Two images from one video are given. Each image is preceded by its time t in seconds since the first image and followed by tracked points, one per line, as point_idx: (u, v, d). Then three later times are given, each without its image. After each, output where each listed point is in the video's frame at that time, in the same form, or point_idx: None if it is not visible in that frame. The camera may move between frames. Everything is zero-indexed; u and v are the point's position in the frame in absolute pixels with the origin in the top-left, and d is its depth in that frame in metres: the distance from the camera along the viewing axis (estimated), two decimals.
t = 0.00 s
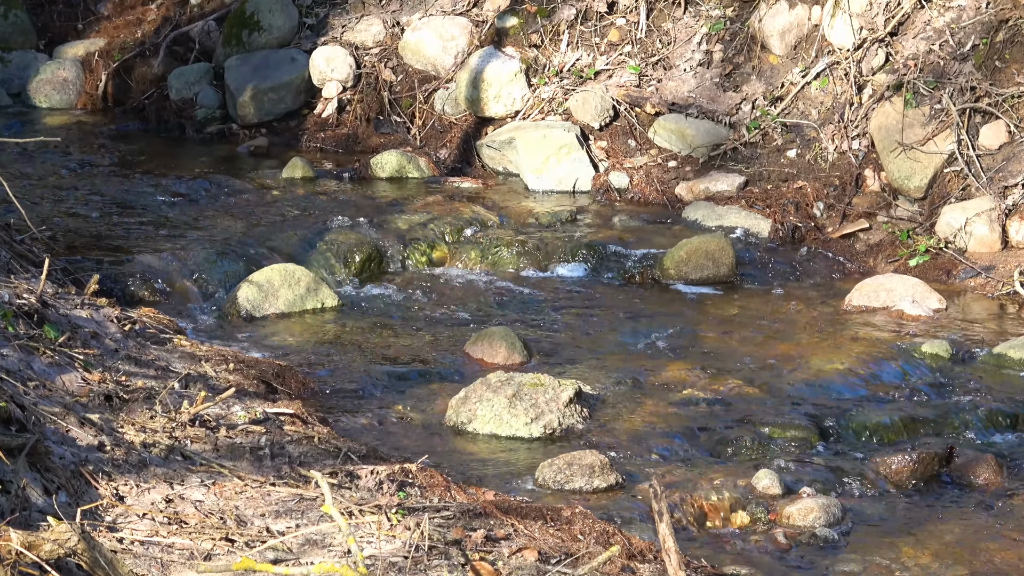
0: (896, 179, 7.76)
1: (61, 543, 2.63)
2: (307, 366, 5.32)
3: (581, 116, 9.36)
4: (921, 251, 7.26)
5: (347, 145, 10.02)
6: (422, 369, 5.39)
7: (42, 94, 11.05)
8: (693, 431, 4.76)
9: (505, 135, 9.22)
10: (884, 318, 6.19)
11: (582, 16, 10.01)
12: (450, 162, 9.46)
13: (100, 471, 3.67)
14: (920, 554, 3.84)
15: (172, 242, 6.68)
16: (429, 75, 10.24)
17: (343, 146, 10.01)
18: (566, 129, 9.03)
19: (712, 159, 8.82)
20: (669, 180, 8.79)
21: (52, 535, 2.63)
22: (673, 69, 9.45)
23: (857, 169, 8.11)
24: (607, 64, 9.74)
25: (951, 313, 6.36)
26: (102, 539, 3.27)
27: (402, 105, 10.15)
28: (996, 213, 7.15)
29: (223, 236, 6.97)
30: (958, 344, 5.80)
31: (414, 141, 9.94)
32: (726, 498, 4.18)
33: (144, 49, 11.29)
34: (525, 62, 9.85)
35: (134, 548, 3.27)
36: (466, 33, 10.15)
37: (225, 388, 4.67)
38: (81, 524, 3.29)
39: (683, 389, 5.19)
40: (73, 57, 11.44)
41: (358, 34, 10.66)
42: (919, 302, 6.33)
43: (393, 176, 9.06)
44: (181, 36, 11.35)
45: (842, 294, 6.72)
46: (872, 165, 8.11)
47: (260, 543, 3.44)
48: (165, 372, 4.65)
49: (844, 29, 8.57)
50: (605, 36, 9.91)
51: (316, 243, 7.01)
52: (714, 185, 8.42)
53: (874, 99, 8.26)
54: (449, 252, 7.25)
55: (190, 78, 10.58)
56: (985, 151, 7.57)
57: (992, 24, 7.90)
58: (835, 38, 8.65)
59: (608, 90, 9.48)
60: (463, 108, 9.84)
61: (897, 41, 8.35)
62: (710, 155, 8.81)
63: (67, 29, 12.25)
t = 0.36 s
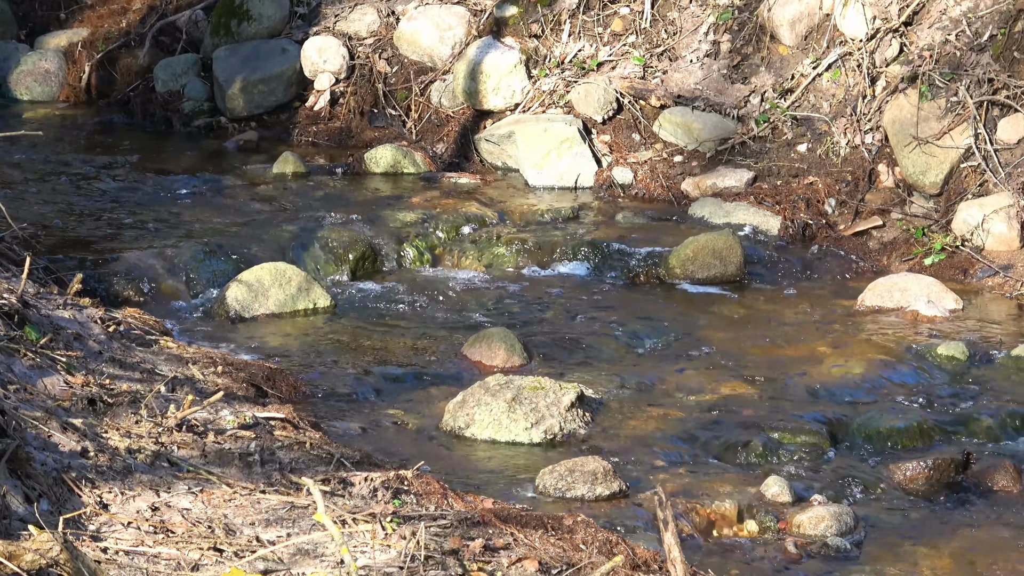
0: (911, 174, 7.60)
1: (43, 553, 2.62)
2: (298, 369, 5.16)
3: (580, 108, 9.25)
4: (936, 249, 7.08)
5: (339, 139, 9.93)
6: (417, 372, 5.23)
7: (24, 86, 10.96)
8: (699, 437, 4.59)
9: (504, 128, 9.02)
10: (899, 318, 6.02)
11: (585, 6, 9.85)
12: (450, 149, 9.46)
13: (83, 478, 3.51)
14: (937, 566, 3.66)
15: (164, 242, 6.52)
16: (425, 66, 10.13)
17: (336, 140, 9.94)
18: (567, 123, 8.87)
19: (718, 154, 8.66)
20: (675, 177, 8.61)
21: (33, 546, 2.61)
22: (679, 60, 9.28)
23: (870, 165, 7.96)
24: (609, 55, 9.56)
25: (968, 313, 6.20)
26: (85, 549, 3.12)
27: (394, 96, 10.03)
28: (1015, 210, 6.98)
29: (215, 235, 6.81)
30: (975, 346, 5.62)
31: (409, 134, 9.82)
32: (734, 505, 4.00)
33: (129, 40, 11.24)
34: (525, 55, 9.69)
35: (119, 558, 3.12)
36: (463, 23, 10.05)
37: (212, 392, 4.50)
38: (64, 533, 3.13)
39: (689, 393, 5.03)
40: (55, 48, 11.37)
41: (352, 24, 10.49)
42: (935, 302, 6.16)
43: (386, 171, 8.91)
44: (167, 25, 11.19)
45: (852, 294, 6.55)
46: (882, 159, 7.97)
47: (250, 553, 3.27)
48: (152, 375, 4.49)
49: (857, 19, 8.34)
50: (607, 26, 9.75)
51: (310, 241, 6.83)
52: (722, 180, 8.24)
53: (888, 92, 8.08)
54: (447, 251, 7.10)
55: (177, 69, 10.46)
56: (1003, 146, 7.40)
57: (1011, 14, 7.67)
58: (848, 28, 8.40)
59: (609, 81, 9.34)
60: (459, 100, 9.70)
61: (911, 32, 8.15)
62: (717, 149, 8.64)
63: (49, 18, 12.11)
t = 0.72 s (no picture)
0: (926, 170, 7.44)
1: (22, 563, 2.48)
2: (290, 374, 5.00)
3: (585, 102, 9.08)
4: (954, 247, 6.91)
5: (331, 133, 9.74)
6: (413, 375, 5.07)
7: (3, 78, 10.79)
8: (704, 443, 4.43)
9: (503, 122, 8.89)
10: (913, 320, 5.85)
11: None
12: (446, 143, 9.22)
13: (65, 486, 3.35)
14: None
15: (154, 241, 6.36)
16: (420, 58, 9.93)
17: (328, 134, 9.75)
18: (568, 117, 8.73)
19: (724, 148, 8.45)
20: (680, 173, 8.43)
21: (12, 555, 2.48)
22: (685, 51, 9.10)
23: (881, 160, 7.81)
24: (613, 46, 9.40)
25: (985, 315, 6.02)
26: (67, 559, 2.96)
27: (389, 89, 9.85)
28: None
29: (207, 235, 6.65)
30: (993, 348, 5.44)
31: (405, 128, 9.64)
32: (741, 514, 3.84)
33: (113, 30, 11.00)
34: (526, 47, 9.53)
35: (102, 569, 2.97)
36: (461, 13, 9.83)
37: (196, 397, 4.33)
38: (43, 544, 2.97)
39: (694, 398, 4.87)
40: (36, 39, 11.15)
41: (346, 15, 10.33)
42: (951, 303, 5.98)
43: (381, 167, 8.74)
44: (151, 15, 11.05)
45: (862, 295, 6.39)
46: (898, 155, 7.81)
47: (239, 564, 3.11)
48: (136, 378, 4.33)
49: (870, 9, 8.25)
50: (611, 16, 9.57)
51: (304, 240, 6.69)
52: (730, 176, 8.04)
53: (903, 83, 7.95)
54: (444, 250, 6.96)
55: (163, 60, 10.30)
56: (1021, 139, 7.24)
57: None
58: (861, 19, 8.30)
59: (613, 73, 9.18)
60: (456, 91, 9.53)
61: (926, 22, 8.02)
62: (728, 144, 8.45)
63: (31, 9, 11.90)
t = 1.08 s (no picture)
0: (941, 166, 7.25)
1: None
2: (281, 378, 4.85)
3: (586, 95, 8.95)
4: (970, 247, 6.74)
5: (322, 127, 9.63)
6: (409, 380, 4.93)
7: None
8: (710, 450, 4.28)
9: (502, 116, 8.85)
10: (928, 322, 5.68)
11: None
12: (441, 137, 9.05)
13: (47, 495, 3.20)
14: None
15: (144, 250, 6.23)
16: (416, 49, 9.76)
17: (319, 127, 9.63)
18: (570, 110, 8.70)
19: (724, 141, 8.31)
20: (683, 171, 8.30)
21: None
22: (693, 41, 8.92)
23: (890, 158, 7.64)
24: (616, 37, 9.25)
25: (1004, 317, 5.81)
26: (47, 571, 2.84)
27: (381, 79, 9.72)
28: None
29: (199, 242, 6.52)
30: (1013, 351, 5.28)
31: (399, 122, 9.46)
32: (751, 525, 3.68)
33: (97, 18, 10.75)
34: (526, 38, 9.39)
35: None
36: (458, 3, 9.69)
37: (182, 403, 4.18)
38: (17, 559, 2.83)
39: (698, 403, 4.71)
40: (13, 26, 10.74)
41: (339, 7, 10.18)
42: (969, 304, 5.79)
43: (374, 162, 8.61)
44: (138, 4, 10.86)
45: (873, 294, 6.23)
46: (911, 151, 7.59)
47: None
48: (120, 383, 4.17)
49: None
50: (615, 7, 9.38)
51: (300, 245, 6.56)
52: (737, 172, 7.93)
53: (917, 76, 7.67)
54: (442, 247, 6.80)
55: (149, 52, 10.25)
56: None
57: None
58: (874, 9, 8.08)
59: (613, 63, 9.06)
60: (451, 82, 9.34)
61: (942, 11, 7.69)
62: (729, 139, 8.29)
63: None
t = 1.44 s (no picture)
0: (958, 162, 6.78)
1: None
2: (272, 384, 4.78)
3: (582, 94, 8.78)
4: (988, 248, 6.20)
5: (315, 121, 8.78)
6: (404, 383, 4.88)
7: None
8: (712, 460, 4.17)
9: (502, 109, 8.82)
10: (939, 323, 5.49)
11: None
12: (440, 127, 8.90)
13: (26, 505, 3.15)
14: None
15: (136, 266, 6.22)
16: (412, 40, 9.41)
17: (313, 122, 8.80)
18: (573, 104, 8.67)
19: (726, 133, 8.12)
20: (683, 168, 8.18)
21: None
22: (700, 33, 8.53)
23: (890, 156, 7.31)
24: (620, 27, 8.83)
25: None
26: None
27: (374, 71, 9.38)
28: None
29: (192, 253, 6.47)
30: None
31: (401, 117, 9.15)
32: (761, 535, 3.52)
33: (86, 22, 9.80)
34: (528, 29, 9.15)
35: None
36: None
37: (165, 409, 4.11)
38: None
39: (701, 409, 4.58)
40: None
41: None
42: (988, 307, 5.50)
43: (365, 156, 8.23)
44: None
45: (882, 292, 6.05)
46: (918, 151, 7.18)
47: None
48: (104, 387, 4.19)
49: None
50: None
51: (299, 250, 6.49)
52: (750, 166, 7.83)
53: (934, 67, 6.99)
54: (437, 248, 6.68)
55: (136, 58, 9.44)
56: None
57: None
58: None
59: (613, 57, 8.72)
60: (456, 74, 9.16)
61: None
62: (730, 134, 8.07)
63: None
